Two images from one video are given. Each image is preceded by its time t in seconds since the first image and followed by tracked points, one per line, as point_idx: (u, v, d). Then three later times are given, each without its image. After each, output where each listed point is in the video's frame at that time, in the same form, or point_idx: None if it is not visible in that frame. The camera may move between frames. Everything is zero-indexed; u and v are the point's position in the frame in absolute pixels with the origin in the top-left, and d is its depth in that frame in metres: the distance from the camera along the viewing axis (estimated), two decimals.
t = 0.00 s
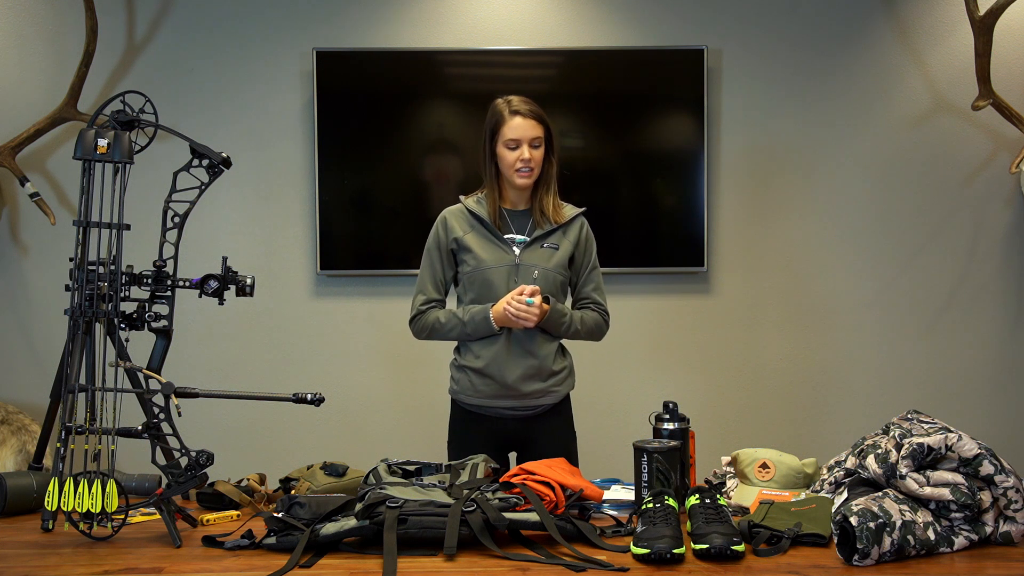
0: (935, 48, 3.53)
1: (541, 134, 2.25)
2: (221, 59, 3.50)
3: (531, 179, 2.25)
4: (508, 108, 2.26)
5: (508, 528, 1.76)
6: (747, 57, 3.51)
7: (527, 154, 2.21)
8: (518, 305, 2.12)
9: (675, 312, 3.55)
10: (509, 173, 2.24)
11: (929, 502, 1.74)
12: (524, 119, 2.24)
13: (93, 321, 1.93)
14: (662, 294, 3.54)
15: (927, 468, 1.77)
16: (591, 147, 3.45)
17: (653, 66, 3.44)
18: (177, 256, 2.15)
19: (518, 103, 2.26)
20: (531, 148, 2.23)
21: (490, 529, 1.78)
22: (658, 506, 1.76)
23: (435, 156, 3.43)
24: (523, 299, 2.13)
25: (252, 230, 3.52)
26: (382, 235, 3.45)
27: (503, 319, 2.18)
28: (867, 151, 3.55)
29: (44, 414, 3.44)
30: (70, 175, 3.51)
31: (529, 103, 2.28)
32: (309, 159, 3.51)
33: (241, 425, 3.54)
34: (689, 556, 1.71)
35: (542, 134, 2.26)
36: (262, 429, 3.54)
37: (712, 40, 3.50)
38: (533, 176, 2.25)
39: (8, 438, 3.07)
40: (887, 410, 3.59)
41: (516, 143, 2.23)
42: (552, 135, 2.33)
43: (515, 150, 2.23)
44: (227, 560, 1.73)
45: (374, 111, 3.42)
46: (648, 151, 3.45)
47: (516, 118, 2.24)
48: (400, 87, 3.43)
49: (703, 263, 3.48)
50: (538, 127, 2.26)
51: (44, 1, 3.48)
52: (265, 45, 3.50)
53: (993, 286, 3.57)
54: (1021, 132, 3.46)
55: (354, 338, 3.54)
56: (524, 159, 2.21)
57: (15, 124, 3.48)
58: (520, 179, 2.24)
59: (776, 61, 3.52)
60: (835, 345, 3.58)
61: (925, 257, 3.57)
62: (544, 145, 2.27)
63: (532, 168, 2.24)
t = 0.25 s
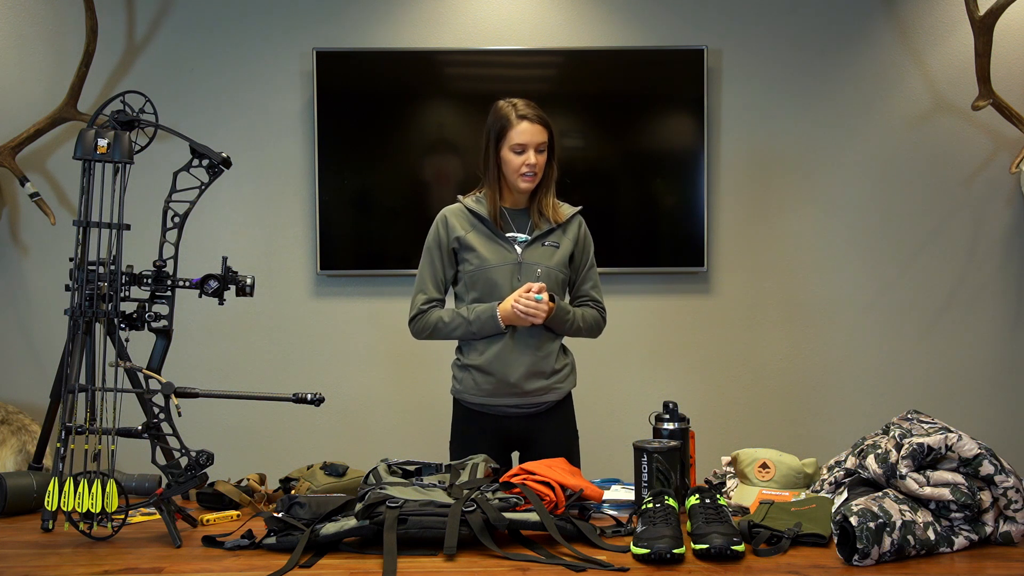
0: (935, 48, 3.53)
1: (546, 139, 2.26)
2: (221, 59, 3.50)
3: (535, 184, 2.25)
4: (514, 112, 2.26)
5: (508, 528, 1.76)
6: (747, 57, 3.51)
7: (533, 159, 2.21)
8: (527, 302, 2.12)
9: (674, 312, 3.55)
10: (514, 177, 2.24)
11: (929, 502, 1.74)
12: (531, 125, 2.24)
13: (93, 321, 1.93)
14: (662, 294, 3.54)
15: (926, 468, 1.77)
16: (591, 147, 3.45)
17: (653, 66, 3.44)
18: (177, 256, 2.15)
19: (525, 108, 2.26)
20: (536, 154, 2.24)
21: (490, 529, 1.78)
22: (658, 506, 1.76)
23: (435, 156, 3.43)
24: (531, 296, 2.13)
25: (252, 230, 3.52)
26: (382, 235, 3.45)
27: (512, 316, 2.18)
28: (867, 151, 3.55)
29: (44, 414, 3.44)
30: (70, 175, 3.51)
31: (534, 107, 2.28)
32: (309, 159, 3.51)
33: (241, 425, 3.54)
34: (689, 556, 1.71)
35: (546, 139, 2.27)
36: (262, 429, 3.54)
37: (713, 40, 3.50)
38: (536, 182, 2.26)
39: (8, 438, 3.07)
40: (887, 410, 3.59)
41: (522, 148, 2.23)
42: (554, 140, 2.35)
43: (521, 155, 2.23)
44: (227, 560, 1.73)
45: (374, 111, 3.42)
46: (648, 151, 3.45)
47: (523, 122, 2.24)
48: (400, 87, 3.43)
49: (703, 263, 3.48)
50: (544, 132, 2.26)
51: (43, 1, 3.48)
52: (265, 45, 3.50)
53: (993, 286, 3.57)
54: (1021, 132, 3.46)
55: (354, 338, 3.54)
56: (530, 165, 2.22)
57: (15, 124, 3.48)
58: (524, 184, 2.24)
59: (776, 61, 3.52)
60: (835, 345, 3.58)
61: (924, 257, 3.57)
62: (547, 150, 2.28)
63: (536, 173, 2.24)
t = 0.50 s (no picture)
0: (935, 48, 3.53)
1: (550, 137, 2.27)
2: (221, 59, 3.50)
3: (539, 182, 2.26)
4: (518, 110, 2.26)
5: (508, 528, 1.76)
6: (747, 57, 3.51)
7: (538, 156, 2.22)
8: (540, 311, 2.13)
9: (674, 312, 3.55)
10: (519, 174, 2.25)
11: (929, 502, 1.74)
12: (534, 122, 2.25)
13: (93, 321, 1.93)
14: (662, 294, 3.54)
15: (926, 468, 1.77)
16: (591, 148, 3.44)
17: (653, 66, 3.44)
18: (177, 256, 2.15)
19: (528, 106, 2.27)
20: (540, 151, 2.24)
21: (490, 529, 1.78)
22: (658, 506, 1.76)
23: (435, 156, 3.43)
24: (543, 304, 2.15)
25: (252, 230, 3.52)
26: (382, 235, 3.45)
27: (514, 318, 2.19)
28: (867, 151, 3.55)
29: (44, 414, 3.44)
30: (69, 175, 3.51)
31: (537, 106, 2.29)
32: (309, 159, 3.51)
33: (241, 425, 3.54)
34: (689, 556, 1.71)
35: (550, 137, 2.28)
36: (262, 429, 3.54)
37: (713, 40, 3.50)
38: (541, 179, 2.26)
39: (8, 438, 3.07)
40: (887, 410, 3.59)
41: (526, 145, 2.23)
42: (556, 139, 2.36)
43: (526, 152, 2.23)
44: (226, 560, 1.73)
45: (374, 111, 3.42)
46: (648, 151, 3.45)
47: (526, 120, 2.25)
48: (400, 87, 3.43)
49: (703, 263, 3.48)
50: (547, 129, 2.27)
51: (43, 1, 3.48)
52: (265, 45, 3.50)
53: (993, 286, 3.57)
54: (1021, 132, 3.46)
55: (354, 338, 3.54)
56: (535, 162, 2.22)
57: (15, 124, 3.48)
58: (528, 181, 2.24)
59: (776, 61, 3.52)
60: (835, 345, 3.58)
61: (924, 257, 3.57)
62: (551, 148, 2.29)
63: (540, 170, 2.25)
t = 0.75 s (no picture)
0: (935, 48, 3.53)
1: (545, 131, 2.27)
2: (221, 59, 3.50)
3: (536, 176, 2.25)
4: (511, 106, 2.29)
5: (508, 528, 1.76)
6: (747, 57, 3.51)
7: (531, 149, 2.22)
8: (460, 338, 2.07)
9: (674, 312, 3.55)
10: (514, 170, 2.26)
11: (929, 502, 1.74)
12: (527, 116, 2.26)
13: (93, 321, 1.93)
14: (662, 295, 3.54)
15: (926, 468, 1.77)
16: (591, 148, 3.45)
17: (653, 66, 3.44)
18: (178, 256, 2.15)
19: (521, 102, 2.29)
20: (535, 145, 2.25)
21: (490, 529, 1.78)
22: (658, 506, 1.76)
23: (435, 156, 3.44)
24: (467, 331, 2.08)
25: (252, 230, 3.52)
26: (382, 235, 3.45)
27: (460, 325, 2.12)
28: (867, 151, 3.55)
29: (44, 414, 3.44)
30: (69, 175, 3.51)
31: (532, 102, 2.31)
32: (309, 159, 3.51)
33: (241, 425, 3.54)
34: (689, 556, 1.71)
35: (546, 132, 2.29)
36: (262, 429, 3.54)
37: (713, 40, 3.50)
38: (538, 174, 2.26)
39: (8, 438, 3.06)
40: (887, 410, 3.59)
41: (519, 139, 2.25)
42: (556, 136, 2.36)
43: (519, 147, 2.25)
44: (227, 560, 1.73)
45: (374, 111, 3.43)
46: (648, 151, 3.45)
47: (519, 115, 2.26)
48: (400, 87, 3.43)
49: (703, 263, 3.48)
50: (542, 124, 2.28)
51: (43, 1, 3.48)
52: (265, 45, 3.50)
53: (993, 286, 3.57)
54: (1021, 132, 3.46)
55: (354, 338, 3.54)
56: (528, 155, 2.23)
57: (15, 124, 3.48)
58: (524, 175, 2.24)
59: (776, 61, 3.52)
60: (835, 345, 3.58)
61: (924, 257, 3.57)
62: (548, 143, 2.29)
63: (537, 164, 2.24)
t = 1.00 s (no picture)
0: (935, 48, 3.53)
1: (549, 130, 2.30)
2: (221, 59, 3.50)
3: (541, 175, 2.28)
4: (515, 106, 2.32)
5: (508, 528, 1.76)
6: (747, 57, 3.52)
7: (535, 148, 2.25)
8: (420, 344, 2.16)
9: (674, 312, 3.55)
10: (519, 169, 2.29)
11: (929, 502, 1.74)
12: (531, 116, 2.29)
13: (93, 321, 1.93)
14: (662, 295, 3.54)
15: (926, 468, 1.77)
16: (591, 148, 3.45)
17: (654, 66, 3.44)
18: (177, 256, 2.15)
19: (525, 102, 2.32)
20: (539, 144, 2.28)
21: (490, 529, 1.78)
22: (658, 506, 1.76)
23: (435, 156, 3.43)
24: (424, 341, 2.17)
25: (252, 230, 3.52)
26: (382, 235, 3.45)
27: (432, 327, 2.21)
28: (867, 151, 3.55)
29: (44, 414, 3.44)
30: (70, 175, 3.51)
31: (537, 101, 2.33)
32: (309, 159, 3.50)
33: (241, 425, 3.54)
34: (689, 556, 1.71)
35: (550, 131, 2.31)
36: (262, 429, 3.54)
37: (713, 40, 3.50)
38: (542, 173, 2.29)
39: (8, 438, 3.06)
40: (887, 410, 3.59)
41: (524, 139, 2.28)
42: (562, 135, 2.38)
43: (523, 146, 2.28)
44: (227, 560, 1.73)
45: (374, 111, 3.43)
46: (648, 151, 3.45)
47: (523, 115, 2.29)
48: (400, 87, 3.43)
49: (703, 263, 3.48)
50: (546, 123, 2.30)
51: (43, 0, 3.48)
52: (265, 45, 3.50)
53: (992, 286, 3.57)
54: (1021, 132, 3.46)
55: (354, 338, 3.54)
56: (532, 154, 2.26)
57: (15, 124, 3.48)
58: (529, 175, 2.28)
59: (776, 61, 3.52)
60: (835, 345, 3.58)
61: (924, 257, 3.57)
62: (553, 142, 2.32)
63: (541, 163, 2.28)
